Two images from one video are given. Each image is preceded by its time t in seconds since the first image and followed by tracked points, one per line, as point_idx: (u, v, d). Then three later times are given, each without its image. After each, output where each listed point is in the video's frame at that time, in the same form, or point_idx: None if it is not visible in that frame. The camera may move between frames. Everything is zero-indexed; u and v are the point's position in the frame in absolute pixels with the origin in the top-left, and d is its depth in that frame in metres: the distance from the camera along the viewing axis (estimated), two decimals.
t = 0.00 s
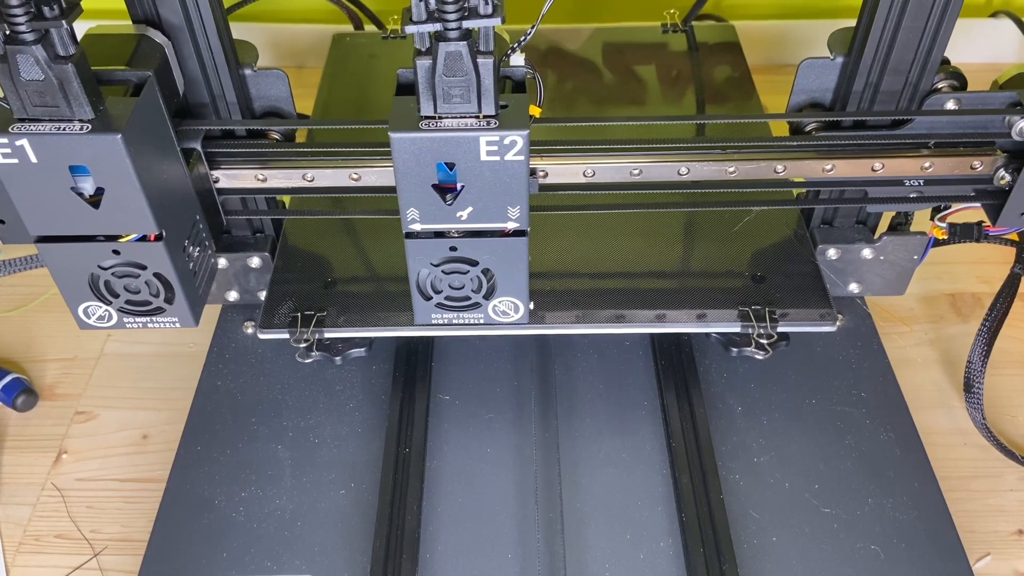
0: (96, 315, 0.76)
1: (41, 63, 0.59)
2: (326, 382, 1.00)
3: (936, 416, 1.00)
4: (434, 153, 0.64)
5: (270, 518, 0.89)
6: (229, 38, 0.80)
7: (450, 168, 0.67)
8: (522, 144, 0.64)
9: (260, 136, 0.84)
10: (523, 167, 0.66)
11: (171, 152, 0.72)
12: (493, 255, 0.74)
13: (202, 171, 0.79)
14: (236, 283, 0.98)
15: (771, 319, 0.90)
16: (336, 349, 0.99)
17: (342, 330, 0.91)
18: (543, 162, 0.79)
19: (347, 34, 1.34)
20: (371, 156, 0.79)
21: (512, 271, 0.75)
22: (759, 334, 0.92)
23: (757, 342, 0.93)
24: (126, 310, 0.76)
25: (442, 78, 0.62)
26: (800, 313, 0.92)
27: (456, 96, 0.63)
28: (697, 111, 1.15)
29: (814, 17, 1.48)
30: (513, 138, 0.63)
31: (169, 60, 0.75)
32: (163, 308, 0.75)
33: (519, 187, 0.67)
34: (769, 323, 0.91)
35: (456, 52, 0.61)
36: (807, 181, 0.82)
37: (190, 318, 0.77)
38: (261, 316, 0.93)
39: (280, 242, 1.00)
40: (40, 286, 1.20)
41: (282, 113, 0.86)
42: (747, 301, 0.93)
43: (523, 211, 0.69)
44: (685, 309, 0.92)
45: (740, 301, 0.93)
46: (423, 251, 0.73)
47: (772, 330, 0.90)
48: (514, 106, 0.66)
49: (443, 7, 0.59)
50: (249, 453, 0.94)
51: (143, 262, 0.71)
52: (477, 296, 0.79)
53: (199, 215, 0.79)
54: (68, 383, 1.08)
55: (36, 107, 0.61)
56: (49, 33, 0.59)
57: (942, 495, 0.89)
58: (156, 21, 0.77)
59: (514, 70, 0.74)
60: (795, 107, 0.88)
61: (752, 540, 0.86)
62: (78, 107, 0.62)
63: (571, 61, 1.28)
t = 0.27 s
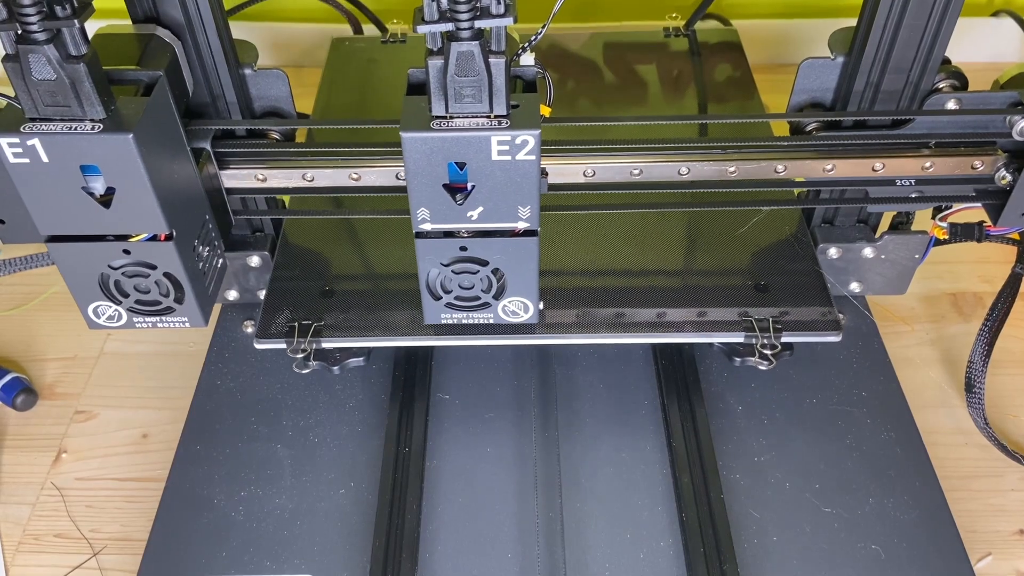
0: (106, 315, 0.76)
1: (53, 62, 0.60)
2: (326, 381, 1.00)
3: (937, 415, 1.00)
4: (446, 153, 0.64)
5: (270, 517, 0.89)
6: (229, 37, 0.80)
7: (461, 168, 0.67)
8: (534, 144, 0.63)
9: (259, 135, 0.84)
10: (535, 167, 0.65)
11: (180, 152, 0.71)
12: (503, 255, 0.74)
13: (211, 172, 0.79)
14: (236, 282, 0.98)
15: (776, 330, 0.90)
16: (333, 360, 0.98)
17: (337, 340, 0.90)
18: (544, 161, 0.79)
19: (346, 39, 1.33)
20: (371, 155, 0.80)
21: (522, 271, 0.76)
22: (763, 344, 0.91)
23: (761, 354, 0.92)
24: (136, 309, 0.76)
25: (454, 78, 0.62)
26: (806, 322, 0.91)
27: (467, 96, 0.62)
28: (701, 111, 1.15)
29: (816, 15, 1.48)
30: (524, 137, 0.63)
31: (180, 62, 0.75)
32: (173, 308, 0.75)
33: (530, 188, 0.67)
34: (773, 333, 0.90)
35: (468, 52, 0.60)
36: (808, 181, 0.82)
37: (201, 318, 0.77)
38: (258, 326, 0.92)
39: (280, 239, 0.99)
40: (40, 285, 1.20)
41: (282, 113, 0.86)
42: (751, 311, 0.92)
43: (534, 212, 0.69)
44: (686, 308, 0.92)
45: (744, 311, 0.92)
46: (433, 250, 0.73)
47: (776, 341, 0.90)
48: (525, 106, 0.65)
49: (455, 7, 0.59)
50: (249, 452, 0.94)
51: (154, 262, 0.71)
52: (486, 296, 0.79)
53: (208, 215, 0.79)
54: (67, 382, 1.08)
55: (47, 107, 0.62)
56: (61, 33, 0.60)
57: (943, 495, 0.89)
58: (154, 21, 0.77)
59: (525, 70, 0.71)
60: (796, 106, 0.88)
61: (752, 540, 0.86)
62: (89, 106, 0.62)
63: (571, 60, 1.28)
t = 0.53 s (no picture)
0: (117, 318, 0.76)
1: (66, 67, 0.59)
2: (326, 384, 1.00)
3: (937, 419, 0.99)
4: (457, 158, 0.64)
5: (270, 519, 0.89)
6: (229, 41, 0.80)
7: (472, 173, 0.66)
8: (545, 148, 0.63)
9: (259, 140, 0.84)
10: (546, 171, 0.65)
11: (192, 155, 0.72)
12: (514, 259, 0.74)
13: (220, 174, 0.80)
14: (237, 284, 0.98)
15: (779, 344, 0.88)
16: (332, 372, 0.97)
17: (335, 354, 0.89)
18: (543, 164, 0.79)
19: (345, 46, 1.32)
20: (371, 159, 0.80)
21: (531, 276, 0.76)
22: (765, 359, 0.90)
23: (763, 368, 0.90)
24: (147, 313, 0.76)
25: (467, 83, 0.61)
26: (805, 324, 0.91)
27: (479, 102, 0.62)
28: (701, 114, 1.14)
29: (817, 18, 1.48)
30: (536, 142, 0.63)
31: (191, 64, 0.75)
32: (183, 312, 0.76)
33: (541, 192, 0.67)
34: (776, 347, 0.89)
35: (481, 58, 0.60)
36: (807, 184, 0.82)
37: (211, 321, 0.77)
38: (254, 339, 0.91)
39: (279, 241, 1.00)
40: (40, 287, 1.20)
41: (282, 117, 0.86)
42: (754, 326, 0.91)
43: (545, 216, 0.69)
44: (686, 310, 0.92)
45: (746, 325, 0.91)
46: (443, 255, 0.74)
47: (780, 354, 0.89)
48: (536, 110, 0.65)
49: (468, 13, 0.59)
50: (249, 454, 0.94)
51: (165, 266, 0.71)
52: (496, 300, 0.79)
53: (219, 218, 0.79)
54: (67, 384, 1.08)
55: (60, 112, 0.61)
56: (74, 37, 0.59)
57: (943, 498, 0.89)
58: (154, 24, 0.77)
59: (536, 74, 0.71)
60: (795, 110, 0.88)
61: (753, 543, 0.86)
62: (102, 111, 0.62)
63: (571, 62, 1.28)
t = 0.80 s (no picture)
0: (127, 322, 0.76)
1: (80, 72, 0.60)
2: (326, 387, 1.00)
3: (938, 422, 0.99)
4: (469, 162, 0.64)
5: (270, 523, 0.89)
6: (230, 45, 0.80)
7: (483, 177, 0.66)
8: (557, 153, 0.63)
9: (260, 143, 0.84)
10: (558, 177, 0.65)
11: (204, 159, 0.72)
12: (524, 263, 0.74)
13: (230, 178, 0.80)
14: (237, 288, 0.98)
15: (783, 358, 0.87)
16: (330, 387, 0.96)
17: (333, 369, 0.88)
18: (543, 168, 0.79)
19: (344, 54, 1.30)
20: (372, 163, 0.80)
21: (543, 280, 0.75)
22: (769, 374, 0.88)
23: (768, 383, 0.89)
24: (157, 317, 0.76)
25: (479, 88, 0.62)
26: (806, 327, 0.91)
27: (491, 107, 0.63)
28: (704, 118, 1.14)
29: (818, 21, 1.48)
30: (549, 146, 0.63)
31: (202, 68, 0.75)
32: (194, 316, 0.76)
33: (552, 196, 0.67)
34: (780, 361, 0.87)
35: (494, 63, 0.61)
36: (806, 189, 0.82)
37: (221, 325, 0.77)
38: (252, 352, 0.89)
39: (280, 243, 1.00)
40: (41, 289, 1.20)
41: (283, 121, 0.86)
42: (758, 340, 0.90)
43: (556, 221, 0.69)
44: (687, 312, 0.92)
45: (749, 339, 0.90)
46: (454, 259, 0.73)
47: (784, 370, 0.87)
48: (549, 115, 0.65)
49: (481, 17, 0.59)
50: (249, 457, 0.94)
51: (176, 270, 0.71)
52: (506, 304, 0.79)
53: (229, 222, 0.79)
54: (68, 386, 1.08)
55: (73, 117, 0.62)
56: (88, 42, 0.60)
57: (944, 502, 0.89)
58: (156, 27, 0.77)
59: (547, 79, 0.70)
60: (796, 114, 0.88)
61: (753, 547, 0.86)
62: (116, 115, 0.62)
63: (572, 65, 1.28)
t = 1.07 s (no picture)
0: (140, 324, 0.76)
1: (97, 75, 0.60)
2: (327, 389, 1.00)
3: (939, 425, 0.99)
4: (484, 165, 0.64)
5: (271, 524, 0.89)
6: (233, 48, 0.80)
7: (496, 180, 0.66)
8: (572, 156, 0.63)
9: (263, 147, 0.84)
10: (571, 179, 0.65)
11: (217, 162, 0.72)
12: (537, 266, 0.74)
13: (242, 181, 0.80)
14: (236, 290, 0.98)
15: (788, 373, 0.87)
16: (329, 399, 0.93)
17: (334, 382, 0.87)
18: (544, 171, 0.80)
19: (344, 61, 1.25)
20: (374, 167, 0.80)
21: (555, 283, 0.75)
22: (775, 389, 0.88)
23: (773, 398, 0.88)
24: (170, 319, 0.76)
25: (494, 92, 0.62)
26: (809, 329, 0.91)
27: (507, 110, 0.63)
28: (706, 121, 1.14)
29: (819, 24, 1.48)
30: (563, 150, 0.63)
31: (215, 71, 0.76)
32: (207, 318, 0.76)
33: (566, 199, 0.67)
34: (785, 374, 0.87)
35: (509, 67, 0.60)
36: (808, 193, 0.82)
37: (234, 327, 0.78)
38: (251, 366, 0.88)
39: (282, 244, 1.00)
40: (42, 290, 1.20)
41: (286, 124, 0.86)
42: (762, 354, 0.89)
43: (570, 224, 0.69)
44: (689, 314, 0.92)
45: (755, 352, 0.89)
46: (467, 262, 0.73)
47: (788, 384, 0.87)
48: (563, 118, 0.65)
49: (497, 21, 0.59)
50: (251, 459, 0.94)
51: (189, 272, 0.72)
52: (519, 307, 0.79)
53: (241, 224, 0.79)
54: (69, 388, 1.08)
55: (89, 120, 0.62)
56: (105, 45, 0.60)
57: (946, 504, 0.89)
58: (158, 31, 0.77)
59: (561, 83, 0.70)
60: (798, 118, 0.88)
61: (755, 550, 0.86)
62: (132, 118, 0.62)
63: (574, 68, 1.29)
